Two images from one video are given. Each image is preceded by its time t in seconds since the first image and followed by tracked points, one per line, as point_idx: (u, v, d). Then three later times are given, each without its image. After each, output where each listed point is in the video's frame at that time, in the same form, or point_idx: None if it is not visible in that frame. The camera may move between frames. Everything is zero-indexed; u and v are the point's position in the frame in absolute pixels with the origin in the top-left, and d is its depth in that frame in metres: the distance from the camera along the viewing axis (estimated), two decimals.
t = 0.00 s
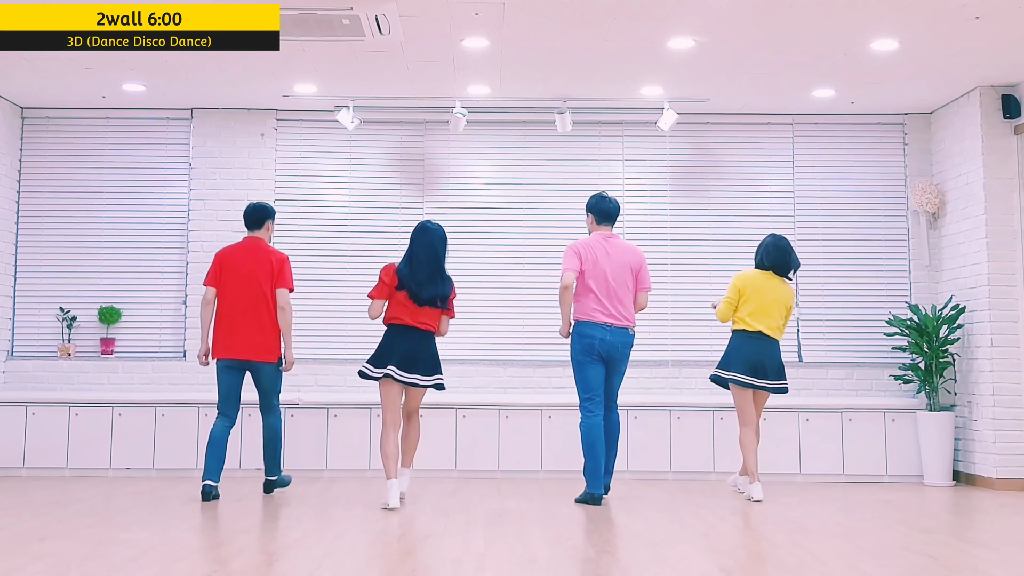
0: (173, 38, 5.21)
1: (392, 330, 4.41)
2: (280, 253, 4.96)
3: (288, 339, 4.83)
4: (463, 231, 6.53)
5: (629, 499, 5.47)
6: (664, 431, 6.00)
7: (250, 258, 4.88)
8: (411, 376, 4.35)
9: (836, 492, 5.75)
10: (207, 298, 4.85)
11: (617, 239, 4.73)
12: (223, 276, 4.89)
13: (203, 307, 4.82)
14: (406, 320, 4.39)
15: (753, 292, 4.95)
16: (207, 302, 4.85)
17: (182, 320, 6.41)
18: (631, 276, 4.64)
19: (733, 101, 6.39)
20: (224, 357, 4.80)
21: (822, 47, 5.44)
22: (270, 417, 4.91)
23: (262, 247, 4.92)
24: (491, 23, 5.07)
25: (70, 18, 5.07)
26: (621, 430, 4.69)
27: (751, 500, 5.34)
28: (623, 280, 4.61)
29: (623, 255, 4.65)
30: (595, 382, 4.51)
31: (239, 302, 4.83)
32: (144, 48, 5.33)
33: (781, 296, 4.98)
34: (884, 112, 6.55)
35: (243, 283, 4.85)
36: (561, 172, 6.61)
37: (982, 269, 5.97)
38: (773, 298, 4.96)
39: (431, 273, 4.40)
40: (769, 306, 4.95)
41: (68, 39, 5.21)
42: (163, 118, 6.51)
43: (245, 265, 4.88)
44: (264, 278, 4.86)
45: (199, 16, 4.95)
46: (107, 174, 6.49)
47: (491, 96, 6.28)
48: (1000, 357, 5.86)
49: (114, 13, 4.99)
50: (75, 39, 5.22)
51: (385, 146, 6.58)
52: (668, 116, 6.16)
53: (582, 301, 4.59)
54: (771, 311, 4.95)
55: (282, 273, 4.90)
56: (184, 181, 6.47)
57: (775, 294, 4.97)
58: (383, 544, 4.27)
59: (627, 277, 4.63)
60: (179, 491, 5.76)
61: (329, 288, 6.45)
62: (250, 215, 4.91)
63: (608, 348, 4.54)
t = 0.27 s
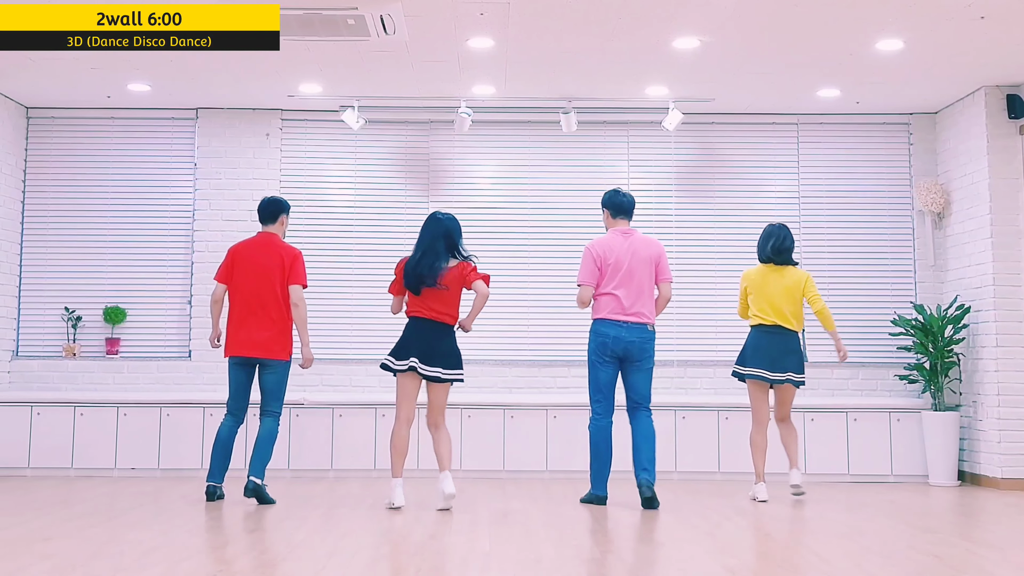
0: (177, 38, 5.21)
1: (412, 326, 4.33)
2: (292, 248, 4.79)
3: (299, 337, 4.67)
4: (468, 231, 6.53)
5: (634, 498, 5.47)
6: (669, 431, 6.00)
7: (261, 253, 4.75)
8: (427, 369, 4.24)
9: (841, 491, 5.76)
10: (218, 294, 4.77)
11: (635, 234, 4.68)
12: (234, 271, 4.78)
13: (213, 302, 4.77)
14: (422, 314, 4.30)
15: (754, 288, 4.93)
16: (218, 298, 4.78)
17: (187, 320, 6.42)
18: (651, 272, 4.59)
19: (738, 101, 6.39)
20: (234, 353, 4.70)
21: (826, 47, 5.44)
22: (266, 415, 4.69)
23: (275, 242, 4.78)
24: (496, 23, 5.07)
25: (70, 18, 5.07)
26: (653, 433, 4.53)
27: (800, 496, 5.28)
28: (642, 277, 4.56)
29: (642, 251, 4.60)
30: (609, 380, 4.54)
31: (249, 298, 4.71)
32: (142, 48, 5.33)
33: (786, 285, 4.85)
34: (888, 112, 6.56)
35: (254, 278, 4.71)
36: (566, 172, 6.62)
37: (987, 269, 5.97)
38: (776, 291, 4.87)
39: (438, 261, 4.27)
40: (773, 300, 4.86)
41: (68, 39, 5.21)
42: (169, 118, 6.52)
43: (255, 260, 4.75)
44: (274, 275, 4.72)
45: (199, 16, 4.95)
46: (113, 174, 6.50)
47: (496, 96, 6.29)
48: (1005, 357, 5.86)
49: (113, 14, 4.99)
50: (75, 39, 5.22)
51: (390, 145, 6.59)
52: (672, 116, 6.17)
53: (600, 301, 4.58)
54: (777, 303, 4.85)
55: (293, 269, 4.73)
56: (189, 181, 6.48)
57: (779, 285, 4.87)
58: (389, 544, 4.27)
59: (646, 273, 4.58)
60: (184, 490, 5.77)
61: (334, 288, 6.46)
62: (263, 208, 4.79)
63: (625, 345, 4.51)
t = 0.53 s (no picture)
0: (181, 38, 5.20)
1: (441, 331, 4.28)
2: (315, 247, 4.68)
3: (321, 337, 4.52)
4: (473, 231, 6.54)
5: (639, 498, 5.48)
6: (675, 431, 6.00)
7: (282, 251, 4.61)
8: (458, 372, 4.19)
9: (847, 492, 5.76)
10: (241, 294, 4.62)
11: (662, 237, 4.59)
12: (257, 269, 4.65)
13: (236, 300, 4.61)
14: (446, 318, 4.25)
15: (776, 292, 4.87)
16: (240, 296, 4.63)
17: (192, 319, 6.42)
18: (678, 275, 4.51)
19: (743, 101, 6.40)
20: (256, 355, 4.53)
21: (829, 47, 5.44)
22: (272, 413, 4.48)
23: (296, 240, 4.65)
24: (501, 23, 5.07)
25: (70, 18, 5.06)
26: (673, 436, 4.42)
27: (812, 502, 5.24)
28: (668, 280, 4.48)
29: (667, 253, 4.52)
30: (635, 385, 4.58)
31: (271, 297, 4.56)
32: (142, 48, 5.32)
33: (808, 287, 4.77)
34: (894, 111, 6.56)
35: (275, 277, 4.58)
36: (571, 172, 6.62)
37: (992, 268, 5.97)
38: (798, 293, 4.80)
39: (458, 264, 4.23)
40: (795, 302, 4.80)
41: (68, 39, 5.20)
42: (173, 118, 6.53)
43: (277, 258, 4.61)
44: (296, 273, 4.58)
45: (199, 16, 4.94)
46: (118, 174, 6.51)
47: (501, 96, 6.29)
48: (1010, 357, 5.86)
49: (114, 14, 4.99)
50: (75, 39, 5.21)
51: (395, 145, 6.60)
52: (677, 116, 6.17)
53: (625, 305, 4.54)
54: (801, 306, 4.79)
55: (316, 267, 4.60)
56: (194, 181, 6.49)
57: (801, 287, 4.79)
58: (395, 544, 4.27)
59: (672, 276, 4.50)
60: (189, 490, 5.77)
61: (339, 288, 6.46)
62: (285, 206, 4.67)
63: (648, 347, 4.47)
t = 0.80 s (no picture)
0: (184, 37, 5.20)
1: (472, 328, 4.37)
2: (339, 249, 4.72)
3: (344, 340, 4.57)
4: (478, 231, 6.54)
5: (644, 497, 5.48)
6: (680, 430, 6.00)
7: (307, 254, 4.66)
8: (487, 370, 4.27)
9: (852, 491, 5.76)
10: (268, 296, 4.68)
11: (689, 230, 4.62)
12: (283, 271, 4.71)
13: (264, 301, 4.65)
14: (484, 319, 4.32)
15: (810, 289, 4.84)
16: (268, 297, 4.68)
17: (197, 319, 6.43)
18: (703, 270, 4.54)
19: (748, 101, 6.39)
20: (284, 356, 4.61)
21: (834, 47, 5.44)
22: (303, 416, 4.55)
23: (321, 243, 4.69)
24: (507, 23, 5.07)
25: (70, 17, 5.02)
26: (688, 434, 4.36)
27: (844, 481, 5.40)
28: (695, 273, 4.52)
29: (694, 247, 4.56)
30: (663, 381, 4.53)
31: (295, 299, 4.62)
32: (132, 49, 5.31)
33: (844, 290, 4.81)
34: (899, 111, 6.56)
35: (301, 279, 4.64)
36: (575, 172, 6.63)
37: (997, 268, 5.97)
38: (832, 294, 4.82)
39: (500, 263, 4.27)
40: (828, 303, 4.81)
41: (68, 39, 5.15)
42: (178, 118, 6.53)
43: (303, 261, 4.66)
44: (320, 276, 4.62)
45: (200, 16, 4.94)
46: (122, 174, 6.51)
47: (506, 96, 6.29)
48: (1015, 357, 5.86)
49: (115, 14, 4.97)
50: (74, 40, 5.15)
51: (400, 145, 6.60)
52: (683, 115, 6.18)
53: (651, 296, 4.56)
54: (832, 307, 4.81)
55: (339, 270, 4.64)
56: (199, 181, 6.49)
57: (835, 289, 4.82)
58: (402, 543, 4.27)
59: (699, 268, 4.53)
60: (195, 490, 5.77)
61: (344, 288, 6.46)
62: (310, 209, 4.74)
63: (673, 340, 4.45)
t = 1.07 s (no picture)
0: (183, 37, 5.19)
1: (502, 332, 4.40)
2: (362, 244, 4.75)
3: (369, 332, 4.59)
4: (477, 231, 6.54)
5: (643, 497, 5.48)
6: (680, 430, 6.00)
7: (331, 250, 4.70)
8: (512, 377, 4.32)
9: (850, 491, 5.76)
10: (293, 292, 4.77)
11: (713, 235, 4.63)
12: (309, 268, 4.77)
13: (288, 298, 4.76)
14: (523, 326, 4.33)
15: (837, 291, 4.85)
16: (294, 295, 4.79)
17: (197, 319, 6.43)
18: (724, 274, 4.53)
19: (748, 101, 6.39)
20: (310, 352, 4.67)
21: (834, 47, 5.43)
22: (363, 411, 4.66)
23: (346, 239, 4.73)
24: (506, 23, 5.07)
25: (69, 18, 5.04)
26: (751, 429, 4.54)
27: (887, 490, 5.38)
28: (712, 277, 4.52)
29: (711, 252, 4.56)
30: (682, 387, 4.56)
31: (320, 294, 4.68)
32: (137, 42, 5.27)
33: (872, 293, 4.79)
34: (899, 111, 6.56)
35: (325, 275, 4.68)
36: (575, 172, 6.63)
37: (996, 268, 5.96)
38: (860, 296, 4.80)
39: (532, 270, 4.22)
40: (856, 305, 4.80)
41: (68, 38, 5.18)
42: (178, 118, 6.53)
43: (326, 258, 4.71)
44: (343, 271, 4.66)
45: (201, 16, 4.94)
46: (122, 174, 6.51)
47: (506, 96, 6.29)
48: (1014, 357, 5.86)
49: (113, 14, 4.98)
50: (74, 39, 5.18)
51: (399, 146, 6.60)
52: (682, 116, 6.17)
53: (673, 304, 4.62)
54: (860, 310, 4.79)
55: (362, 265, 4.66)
56: (199, 181, 6.49)
57: (863, 292, 4.80)
58: (401, 544, 4.27)
59: (715, 273, 4.53)
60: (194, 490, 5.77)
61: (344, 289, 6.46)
62: (335, 207, 4.78)
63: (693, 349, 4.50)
